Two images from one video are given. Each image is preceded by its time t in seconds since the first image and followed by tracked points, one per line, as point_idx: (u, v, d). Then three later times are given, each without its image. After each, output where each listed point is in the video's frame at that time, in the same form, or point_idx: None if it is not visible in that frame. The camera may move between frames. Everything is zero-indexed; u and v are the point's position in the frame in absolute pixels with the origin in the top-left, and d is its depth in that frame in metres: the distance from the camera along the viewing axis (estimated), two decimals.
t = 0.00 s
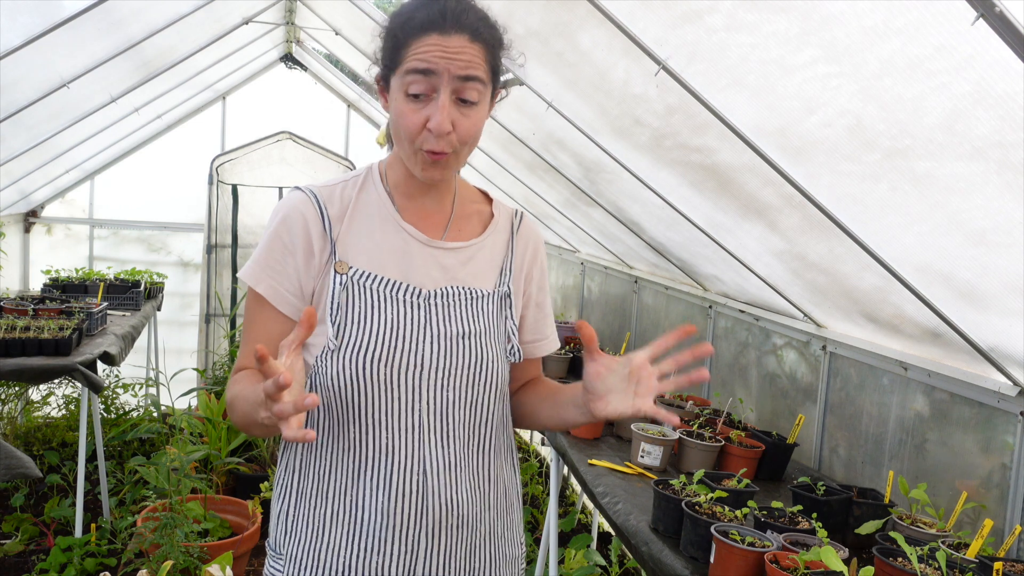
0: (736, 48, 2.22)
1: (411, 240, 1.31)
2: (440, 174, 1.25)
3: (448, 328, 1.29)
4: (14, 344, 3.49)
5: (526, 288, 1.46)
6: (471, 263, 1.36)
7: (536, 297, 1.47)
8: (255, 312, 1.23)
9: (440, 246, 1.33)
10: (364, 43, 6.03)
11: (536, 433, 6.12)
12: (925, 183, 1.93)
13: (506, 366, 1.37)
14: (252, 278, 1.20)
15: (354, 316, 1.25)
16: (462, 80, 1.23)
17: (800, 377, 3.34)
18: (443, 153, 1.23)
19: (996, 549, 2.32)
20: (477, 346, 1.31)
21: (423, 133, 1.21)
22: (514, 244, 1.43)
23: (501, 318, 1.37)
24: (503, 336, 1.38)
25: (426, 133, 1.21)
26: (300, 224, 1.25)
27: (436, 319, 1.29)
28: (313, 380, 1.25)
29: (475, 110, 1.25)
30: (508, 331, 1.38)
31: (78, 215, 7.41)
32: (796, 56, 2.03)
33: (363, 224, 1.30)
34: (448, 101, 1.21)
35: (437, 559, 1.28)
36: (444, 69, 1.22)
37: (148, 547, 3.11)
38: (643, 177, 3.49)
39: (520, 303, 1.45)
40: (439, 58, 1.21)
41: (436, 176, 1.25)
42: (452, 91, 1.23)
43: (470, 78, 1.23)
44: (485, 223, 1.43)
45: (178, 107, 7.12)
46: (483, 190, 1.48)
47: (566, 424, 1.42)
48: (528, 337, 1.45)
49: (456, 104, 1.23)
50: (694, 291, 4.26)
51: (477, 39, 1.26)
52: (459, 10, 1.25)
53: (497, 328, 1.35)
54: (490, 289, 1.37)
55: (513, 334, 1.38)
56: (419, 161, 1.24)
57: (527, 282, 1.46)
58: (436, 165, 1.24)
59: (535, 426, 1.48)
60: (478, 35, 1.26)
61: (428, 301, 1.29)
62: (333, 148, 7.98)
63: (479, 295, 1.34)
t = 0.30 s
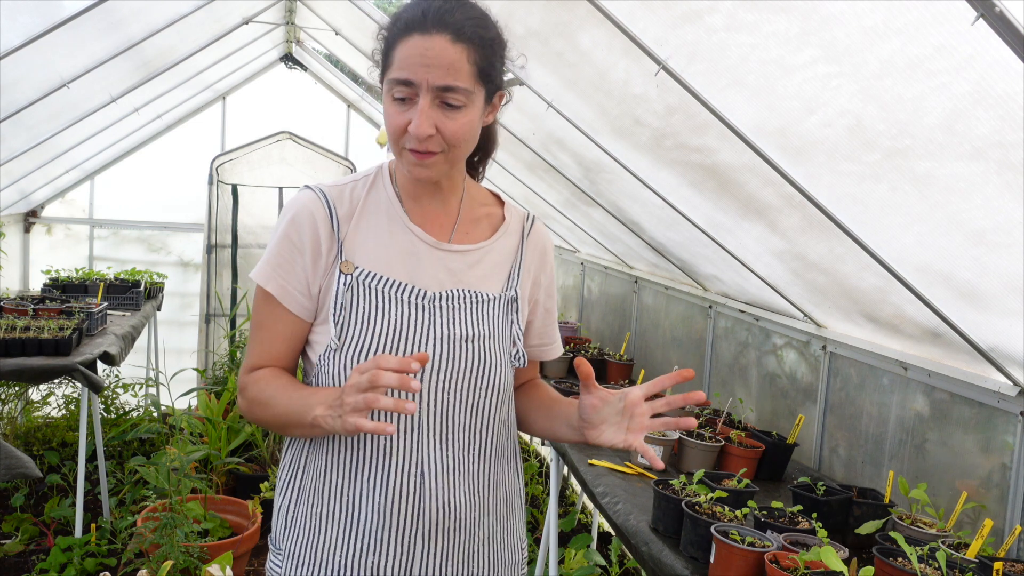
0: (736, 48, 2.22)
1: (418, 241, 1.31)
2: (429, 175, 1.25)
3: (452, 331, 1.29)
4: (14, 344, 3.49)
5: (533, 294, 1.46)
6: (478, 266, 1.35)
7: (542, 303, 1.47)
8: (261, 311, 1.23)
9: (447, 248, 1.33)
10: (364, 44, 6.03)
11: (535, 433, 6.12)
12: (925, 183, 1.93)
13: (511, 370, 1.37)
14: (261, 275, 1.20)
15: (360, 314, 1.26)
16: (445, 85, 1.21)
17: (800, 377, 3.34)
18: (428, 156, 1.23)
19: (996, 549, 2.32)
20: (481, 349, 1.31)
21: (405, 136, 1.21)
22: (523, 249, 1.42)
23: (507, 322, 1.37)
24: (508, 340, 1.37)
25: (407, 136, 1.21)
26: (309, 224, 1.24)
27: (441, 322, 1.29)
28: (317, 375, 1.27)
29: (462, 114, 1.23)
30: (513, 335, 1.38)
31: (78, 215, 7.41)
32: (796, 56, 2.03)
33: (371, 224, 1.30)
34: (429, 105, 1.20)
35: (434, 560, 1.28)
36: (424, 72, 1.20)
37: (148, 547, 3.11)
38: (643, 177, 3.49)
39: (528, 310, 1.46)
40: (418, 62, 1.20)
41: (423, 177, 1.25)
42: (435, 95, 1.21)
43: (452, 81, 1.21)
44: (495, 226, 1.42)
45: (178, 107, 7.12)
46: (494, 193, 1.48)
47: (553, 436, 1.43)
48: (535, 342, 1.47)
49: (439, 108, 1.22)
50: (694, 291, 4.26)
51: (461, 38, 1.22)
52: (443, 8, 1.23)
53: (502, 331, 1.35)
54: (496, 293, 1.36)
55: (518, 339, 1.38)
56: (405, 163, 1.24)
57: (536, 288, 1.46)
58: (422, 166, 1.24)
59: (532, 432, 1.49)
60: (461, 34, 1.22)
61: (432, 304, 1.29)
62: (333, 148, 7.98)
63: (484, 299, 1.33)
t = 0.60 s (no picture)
0: (736, 48, 2.22)
1: (420, 239, 1.31)
2: (419, 164, 1.25)
3: (456, 330, 1.29)
4: (14, 344, 3.49)
5: (536, 292, 1.46)
6: (481, 264, 1.36)
7: (545, 301, 1.47)
8: (262, 312, 1.23)
9: (449, 246, 1.33)
10: (364, 44, 6.03)
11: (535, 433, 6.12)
12: (924, 183, 1.93)
13: (513, 368, 1.37)
14: (262, 276, 1.20)
15: (363, 314, 1.25)
16: (429, 75, 1.20)
17: (800, 377, 3.34)
18: (415, 146, 1.23)
19: (996, 549, 2.32)
20: (486, 347, 1.31)
21: (392, 127, 1.22)
22: (526, 247, 1.42)
23: (510, 320, 1.37)
24: (511, 338, 1.37)
25: (394, 127, 1.21)
26: (310, 224, 1.24)
27: (444, 320, 1.29)
28: (320, 375, 1.27)
29: (449, 104, 1.22)
30: (516, 333, 1.39)
31: (78, 215, 7.41)
32: (796, 56, 2.03)
33: (373, 222, 1.30)
34: (415, 95, 1.20)
35: (435, 560, 1.27)
36: (409, 62, 1.20)
37: (148, 547, 3.11)
38: (643, 177, 3.49)
39: (532, 308, 1.46)
40: (405, 52, 1.21)
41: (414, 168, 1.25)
42: (421, 85, 1.21)
43: (436, 71, 1.20)
44: (498, 224, 1.43)
45: (178, 107, 7.11)
46: (497, 192, 1.49)
47: (553, 437, 1.43)
48: (538, 341, 1.48)
49: (426, 99, 1.21)
50: (694, 291, 4.26)
51: (446, 29, 1.21)
52: None
53: (506, 330, 1.35)
54: (499, 291, 1.37)
55: (521, 337, 1.39)
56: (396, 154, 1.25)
57: (539, 286, 1.47)
58: (410, 158, 1.24)
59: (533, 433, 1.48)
60: (447, 25, 1.22)
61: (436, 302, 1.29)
62: (333, 148, 7.98)
63: (488, 297, 1.33)
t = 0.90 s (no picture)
0: (736, 48, 2.22)
1: (422, 236, 1.31)
2: (424, 159, 1.24)
3: (458, 328, 1.29)
4: (14, 344, 3.49)
5: (539, 289, 1.46)
6: (484, 261, 1.36)
7: (548, 298, 1.47)
8: (264, 311, 1.22)
9: (451, 243, 1.33)
10: (364, 44, 6.03)
11: (535, 433, 6.12)
12: (925, 183, 1.93)
13: (515, 366, 1.37)
14: (263, 273, 1.19)
15: (366, 310, 1.25)
16: (435, 67, 1.21)
17: (800, 376, 3.33)
18: (421, 139, 1.22)
19: (996, 549, 2.32)
20: (488, 345, 1.31)
21: (398, 120, 1.21)
22: (529, 244, 1.42)
23: (513, 318, 1.36)
24: (513, 336, 1.37)
25: (400, 120, 1.21)
26: (311, 222, 1.25)
27: (447, 318, 1.28)
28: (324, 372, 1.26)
29: (454, 96, 1.22)
30: (520, 331, 1.38)
31: (78, 215, 7.41)
32: (796, 56, 2.03)
33: (374, 219, 1.30)
34: (420, 88, 1.20)
35: (435, 559, 1.27)
36: (413, 54, 1.21)
37: (148, 547, 3.11)
38: (643, 177, 3.49)
39: (534, 306, 1.46)
40: (409, 45, 1.21)
41: (419, 162, 1.24)
42: (426, 78, 1.21)
43: (442, 63, 1.21)
44: (500, 221, 1.43)
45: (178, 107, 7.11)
46: (498, 191, 1.49)
47: (554, 422, 1.43)
48: (542, 338, 1.48)
49: (431, 91, 1.21)
50: (694, 291, 4.26)
51: (451, 21, 1.23)
52: None
53: (508, 327, 1.35)
54: (502, 289, 1.37)
55: (524, 335, 1.38)
56: (401, 149, 1.24)
57: (541, 284, 1.46)
58: (416, 151, 1.23)
59: (535, 424, 1.49)
60: (451, 17, 1.23)
61: (439, 299, 1.29)
62: (332, 148, 7.98)
63: (490, 295, 1.33)
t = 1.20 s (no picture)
0: (736, 48, 2.22)
1: (422, 236, 1.32)
2: (447, 153, 1.25)
3: (459, 329, 1.29)
4: (14, 344, 3.49)
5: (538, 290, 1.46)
6: (484, 261, 1.36)
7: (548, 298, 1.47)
8: (263, 309, 1.24)
9: (451, 243, 1.33)
10: (364, 44, 6.03)
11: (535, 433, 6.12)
12: (925, 183, 1.93)
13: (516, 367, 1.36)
14: (263, 275, 1.21)
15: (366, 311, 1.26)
16: (461, 62, 1.24)
17: (800, 376, 3.34)
18: (444, 132, 1.23)
19: (996, 549, 2.32)
20: (489, 346, 1.31)
21: (423, 113, 1.22)
22: (527, 243, 1.42)
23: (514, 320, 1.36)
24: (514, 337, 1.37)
25: (426, 113, 1.22)
26: (310, 222, 1.26)
27: (449, 319, 1.29)
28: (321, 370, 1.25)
29: (477, 90, 1.26)
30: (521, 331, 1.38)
31: (78, 215, 7.41)
32: (796, 56, 2.03)
33: (375, 221, 1.31)
34: (446, 81, 1.23)
35: (437, 560, 1.27)
36: (440, 49, 1.23)
37: (148, 547, 3.11)
38: (643, 177, 3.49)
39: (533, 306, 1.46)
40: (436, 39, 1.23)
41: (440, 156, 1.25)
42: (450, 72, 1.24)
43: (467, 57, 1.24)
44: (499, 221, 1.43)
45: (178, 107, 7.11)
46: (497, 192, 1.48)
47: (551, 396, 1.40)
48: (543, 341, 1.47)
49: (455, 85, 1.24)
50: (694, 291, 4.26)
51: (471, 17, 1.27)
52: None
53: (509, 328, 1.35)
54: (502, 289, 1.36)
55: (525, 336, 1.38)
56: (421, 143, 1.24)
57: (540, 284, 1.46)
58: (439, 144, 1.24)
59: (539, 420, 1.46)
60: (471, 14, 1.27)
61: (439, 300, 1.29)
62: (332, 148, 7.98)
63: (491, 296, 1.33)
